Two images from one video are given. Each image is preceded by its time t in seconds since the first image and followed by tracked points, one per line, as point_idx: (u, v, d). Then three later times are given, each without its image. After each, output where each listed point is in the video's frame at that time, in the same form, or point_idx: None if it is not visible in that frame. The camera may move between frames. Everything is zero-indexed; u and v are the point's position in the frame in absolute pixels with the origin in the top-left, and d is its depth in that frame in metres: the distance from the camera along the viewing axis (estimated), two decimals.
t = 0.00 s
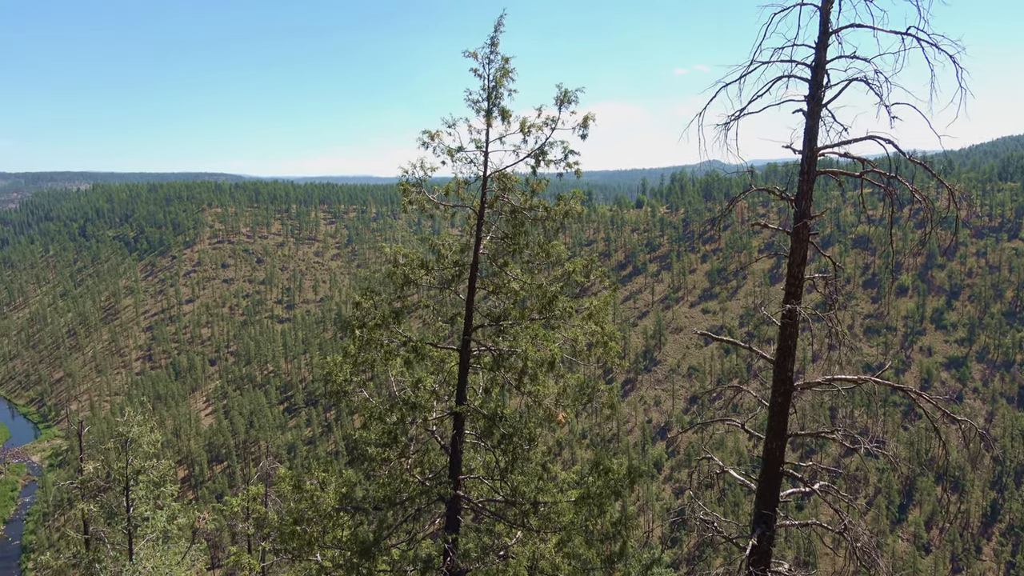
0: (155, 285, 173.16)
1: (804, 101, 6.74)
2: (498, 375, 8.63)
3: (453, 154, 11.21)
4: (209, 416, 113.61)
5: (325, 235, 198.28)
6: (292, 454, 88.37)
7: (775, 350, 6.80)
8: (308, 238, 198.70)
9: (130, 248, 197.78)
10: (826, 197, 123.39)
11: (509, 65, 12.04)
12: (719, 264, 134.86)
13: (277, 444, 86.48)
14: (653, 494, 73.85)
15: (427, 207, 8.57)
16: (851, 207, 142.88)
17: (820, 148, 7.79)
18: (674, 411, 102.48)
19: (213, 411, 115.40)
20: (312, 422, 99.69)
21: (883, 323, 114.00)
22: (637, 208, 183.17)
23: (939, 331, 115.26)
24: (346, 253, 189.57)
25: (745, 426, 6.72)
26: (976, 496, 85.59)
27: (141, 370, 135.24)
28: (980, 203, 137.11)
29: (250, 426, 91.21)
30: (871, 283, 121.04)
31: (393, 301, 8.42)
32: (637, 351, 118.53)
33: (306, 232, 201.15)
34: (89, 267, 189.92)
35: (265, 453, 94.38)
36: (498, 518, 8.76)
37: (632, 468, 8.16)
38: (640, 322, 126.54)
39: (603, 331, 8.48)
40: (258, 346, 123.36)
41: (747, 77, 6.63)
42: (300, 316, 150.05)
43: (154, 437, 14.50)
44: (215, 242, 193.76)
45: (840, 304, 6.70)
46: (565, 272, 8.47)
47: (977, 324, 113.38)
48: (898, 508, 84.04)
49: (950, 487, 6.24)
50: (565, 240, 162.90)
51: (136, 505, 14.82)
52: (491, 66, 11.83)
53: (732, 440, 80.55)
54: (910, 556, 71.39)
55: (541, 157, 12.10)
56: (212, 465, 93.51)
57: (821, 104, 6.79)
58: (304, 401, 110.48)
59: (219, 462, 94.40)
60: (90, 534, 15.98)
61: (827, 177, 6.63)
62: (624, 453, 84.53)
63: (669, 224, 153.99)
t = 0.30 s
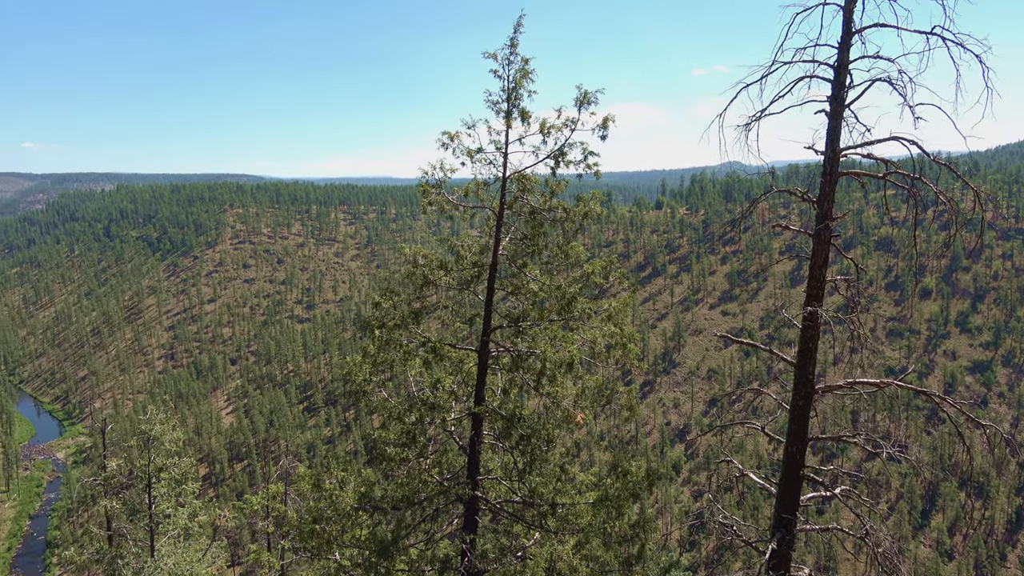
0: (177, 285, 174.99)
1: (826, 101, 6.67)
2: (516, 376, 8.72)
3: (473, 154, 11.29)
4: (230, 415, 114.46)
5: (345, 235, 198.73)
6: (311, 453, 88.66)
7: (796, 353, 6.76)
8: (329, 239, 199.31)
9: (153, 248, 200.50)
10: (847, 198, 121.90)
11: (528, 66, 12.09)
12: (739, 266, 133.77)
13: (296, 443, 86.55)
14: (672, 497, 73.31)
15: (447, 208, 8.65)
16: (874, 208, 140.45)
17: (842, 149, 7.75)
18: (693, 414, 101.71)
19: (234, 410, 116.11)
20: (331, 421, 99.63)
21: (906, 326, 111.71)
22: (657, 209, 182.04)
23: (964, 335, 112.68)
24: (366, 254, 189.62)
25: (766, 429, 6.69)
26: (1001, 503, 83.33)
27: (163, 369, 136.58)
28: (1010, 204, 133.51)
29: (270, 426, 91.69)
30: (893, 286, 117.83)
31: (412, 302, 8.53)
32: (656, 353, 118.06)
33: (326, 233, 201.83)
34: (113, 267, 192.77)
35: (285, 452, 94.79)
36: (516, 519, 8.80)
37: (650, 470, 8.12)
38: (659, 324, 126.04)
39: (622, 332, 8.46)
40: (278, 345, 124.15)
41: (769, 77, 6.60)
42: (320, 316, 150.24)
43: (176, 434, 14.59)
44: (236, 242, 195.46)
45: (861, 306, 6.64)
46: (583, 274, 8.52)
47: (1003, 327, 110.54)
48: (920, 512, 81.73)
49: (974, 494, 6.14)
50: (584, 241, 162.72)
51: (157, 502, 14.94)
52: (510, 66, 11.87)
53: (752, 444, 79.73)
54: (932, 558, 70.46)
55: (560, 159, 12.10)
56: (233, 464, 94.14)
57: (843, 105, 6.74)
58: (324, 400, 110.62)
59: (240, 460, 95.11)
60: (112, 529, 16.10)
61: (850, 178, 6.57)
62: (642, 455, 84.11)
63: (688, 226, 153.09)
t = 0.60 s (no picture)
0: (200, 285, 176.65)
1: (849, 101, 6.63)
2: (536, 376, 8.78)
3: (494, 154, 11.34)
4: (252, 413, 115.17)
5: (366, 236, 198.70)
6: (331, 452, 88.89)
7: (819, 354, 6.72)
8: (350, 239, 199.50)
9: (176, 248, 203.11)
10: (871, 199, 120.44)
11: (549, 66, 12.13)
12: (760, 266, 132.59)
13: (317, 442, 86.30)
14: (692, 499, 72.61)
15: (467, 208, 8.71)
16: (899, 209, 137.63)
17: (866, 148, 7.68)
18: (713, 415, 101.13)
19: (255, 409, 116.57)
20: (351, 420, 99.53)
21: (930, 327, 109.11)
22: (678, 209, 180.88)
23: (990, 337, 109.56)
24: (386, 254, 189.17)
25: (787, 431, 6.67)
26: None
27: (186, 367, 138.01)
28: None
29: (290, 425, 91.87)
30: (917, 287, 116.13)
31: (432, 301, 8.64)
32: (676, 354, 117.48)
33: (347, 233, 202.09)
34: (138, 266, 195.53)
35: (305, 451, 95.01)
36: (536, 519, 8.83)
37: (670, 471, 8.10)
38: (679, 325, 125.53)
39: (643, 333, 8.44)
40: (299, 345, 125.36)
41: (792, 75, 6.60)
42: (341, 316, 150.24)
43: (199, 432, 14.82)
44: (258, 242, 196.80)
45: (885, 307, 6.59)
46: (604, 274, 8.50)
47: None
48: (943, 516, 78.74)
49: (1000, 498, 6.05)
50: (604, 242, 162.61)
51: (180, 499, 15.10)
52: (530, 67, 11.91)
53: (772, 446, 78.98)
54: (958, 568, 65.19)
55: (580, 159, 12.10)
56: (253, 462, 94.52)
57: (868, 104, 6.68)
58: (344, 399, 110.37)
59: (261, 459, 95.97)
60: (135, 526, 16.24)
61: (874, 178, 6.49)
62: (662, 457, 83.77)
63: (709, 226, 152.15)
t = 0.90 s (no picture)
0: (220, 281, 178.20)
1: (871, 98, 6.58)
2: (553, 373, 8.85)
3: (513, 152, 11.40)
4: (271, 408, 115.90)
5: (383, 232, 198.64)
6: (349, 447, 89.07)
7: (839, 353, 6.71)
8: (367, 236, 199.65)
9: (196, 244, 205.02)
10: (892, 197, 119.27)
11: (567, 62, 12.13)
12: (779, 264, 131.34)
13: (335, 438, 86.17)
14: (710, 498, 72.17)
15: (485, 205, 8.80)
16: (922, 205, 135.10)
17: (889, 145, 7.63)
18: (731, 414, 100.61)
19: (274, 404, 117.29)
20: (368, 416, 99.60)
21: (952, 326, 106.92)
22: (697, 207, 179.68)
23: (1015, 337, 107.08)
24: (404, 251, 188.84)
25: (806, 431, 6.65)
26: None
27: (206, 363, 139.16)
28: None
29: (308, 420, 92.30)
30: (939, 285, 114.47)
31: (450, 299, 8.74)
32: (694, 352, 116.91)
33: (365, 230, 202.28)
34: (159, 263, 197.66)
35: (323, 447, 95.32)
36: (552, 516, 8.88)
37: (688, 470, 8.11)
38: (697, 323, 124.77)
39: (661, 330, 8.40)
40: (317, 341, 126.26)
41: (811, 73, 6.60)
42: (359, 313, 150.37)
43: (218, 427, 15.07)
44: (277, 239, 198.00)
45: (906, 307, 6.53)
46: (622, 271, 8.50)
47: None
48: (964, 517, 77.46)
49: None
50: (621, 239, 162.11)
51: (199, 493, 15.26)
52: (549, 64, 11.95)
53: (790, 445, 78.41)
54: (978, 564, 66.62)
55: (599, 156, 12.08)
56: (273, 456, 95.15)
57: (890, 100, 6.62)
58: (361, 396, 110.36)
59: (280, 454, 95.80)
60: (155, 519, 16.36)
61: (896, 176, 6.44)
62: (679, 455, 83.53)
63: (728, 223, 151.07)
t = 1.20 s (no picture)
0: (239, 277, 179.68)
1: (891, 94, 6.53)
2: (570, 370, 8.89)
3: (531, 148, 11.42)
4: (289, 404, 116.63)
5: (401, 229, 198.66)
6: (367, 443, 89.12)
7: (858, 351, 6.70)
8: (385, 233, 199.79)
9: (216, 241, 206.98)
10: (913, 194, 117.86)
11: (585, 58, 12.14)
12: (798, 262, 130.06)
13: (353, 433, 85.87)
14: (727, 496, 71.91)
15: (502, 201, 8.89)
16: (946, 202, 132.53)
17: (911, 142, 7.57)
18: (749, 412, 100.06)
19: (291, 400, 118.06)
20: (385, 412, 99.68)
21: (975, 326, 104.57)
22: (715, 204, 178.48)
23: None
24: (421, 247, 188.80)
25: (824, 430, 6.64)
26: None
27: (226, 358, 140.40)
28: None
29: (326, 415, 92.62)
30: (961, 284, 112.54)
31: (466, 295, 8.84)
32: (711, 350, 116.33)
33: (383, 227, 202.46)
34: (179, 259, 199.88)
35: (340, 442, 95.54)
36: (568, 514, 8.91)
37: (704, 468, 8.16)
38: (715, 320, 124.07)
39: (678, 328, 8.41)
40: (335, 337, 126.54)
41: (832, 69, 6.58)
42: (376, 309, 150.43)
43: (238, 422, 14.91)
44: (295, 236, 199.25)
45: (928, 305, 6.47)
46: (639, 269, 8.51)
47: None
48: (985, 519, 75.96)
49: None
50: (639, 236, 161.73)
51: (218, 487, 15.37)
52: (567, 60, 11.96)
53: (809, 444, 77.67)
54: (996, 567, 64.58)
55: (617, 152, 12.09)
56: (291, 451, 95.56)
57: (911, 96, 6.57)
58: (378, 391, 110.42)
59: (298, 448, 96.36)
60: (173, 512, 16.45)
61: (917, 173, 6.38)
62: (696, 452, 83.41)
63: (747, 221, 149.90)
